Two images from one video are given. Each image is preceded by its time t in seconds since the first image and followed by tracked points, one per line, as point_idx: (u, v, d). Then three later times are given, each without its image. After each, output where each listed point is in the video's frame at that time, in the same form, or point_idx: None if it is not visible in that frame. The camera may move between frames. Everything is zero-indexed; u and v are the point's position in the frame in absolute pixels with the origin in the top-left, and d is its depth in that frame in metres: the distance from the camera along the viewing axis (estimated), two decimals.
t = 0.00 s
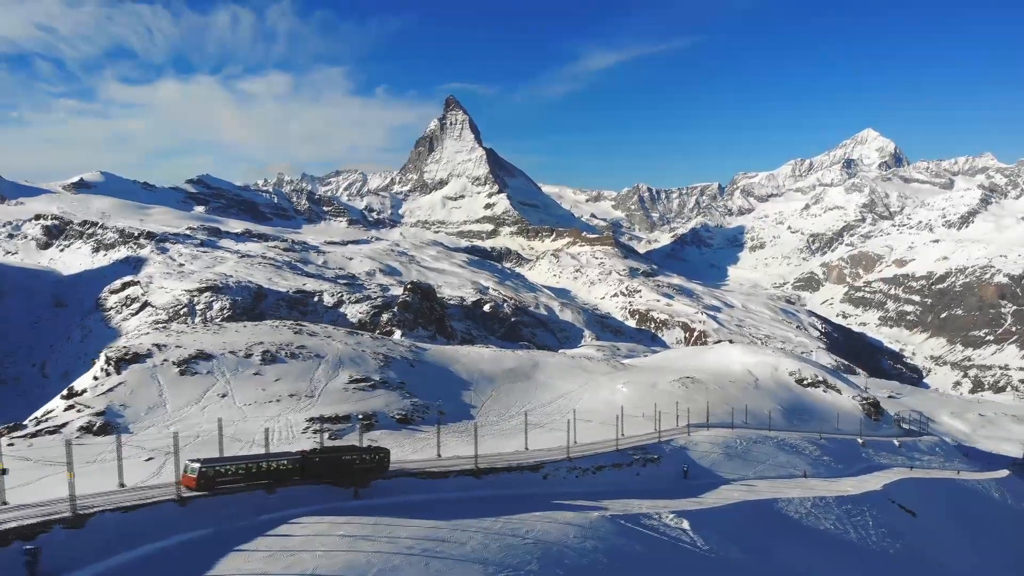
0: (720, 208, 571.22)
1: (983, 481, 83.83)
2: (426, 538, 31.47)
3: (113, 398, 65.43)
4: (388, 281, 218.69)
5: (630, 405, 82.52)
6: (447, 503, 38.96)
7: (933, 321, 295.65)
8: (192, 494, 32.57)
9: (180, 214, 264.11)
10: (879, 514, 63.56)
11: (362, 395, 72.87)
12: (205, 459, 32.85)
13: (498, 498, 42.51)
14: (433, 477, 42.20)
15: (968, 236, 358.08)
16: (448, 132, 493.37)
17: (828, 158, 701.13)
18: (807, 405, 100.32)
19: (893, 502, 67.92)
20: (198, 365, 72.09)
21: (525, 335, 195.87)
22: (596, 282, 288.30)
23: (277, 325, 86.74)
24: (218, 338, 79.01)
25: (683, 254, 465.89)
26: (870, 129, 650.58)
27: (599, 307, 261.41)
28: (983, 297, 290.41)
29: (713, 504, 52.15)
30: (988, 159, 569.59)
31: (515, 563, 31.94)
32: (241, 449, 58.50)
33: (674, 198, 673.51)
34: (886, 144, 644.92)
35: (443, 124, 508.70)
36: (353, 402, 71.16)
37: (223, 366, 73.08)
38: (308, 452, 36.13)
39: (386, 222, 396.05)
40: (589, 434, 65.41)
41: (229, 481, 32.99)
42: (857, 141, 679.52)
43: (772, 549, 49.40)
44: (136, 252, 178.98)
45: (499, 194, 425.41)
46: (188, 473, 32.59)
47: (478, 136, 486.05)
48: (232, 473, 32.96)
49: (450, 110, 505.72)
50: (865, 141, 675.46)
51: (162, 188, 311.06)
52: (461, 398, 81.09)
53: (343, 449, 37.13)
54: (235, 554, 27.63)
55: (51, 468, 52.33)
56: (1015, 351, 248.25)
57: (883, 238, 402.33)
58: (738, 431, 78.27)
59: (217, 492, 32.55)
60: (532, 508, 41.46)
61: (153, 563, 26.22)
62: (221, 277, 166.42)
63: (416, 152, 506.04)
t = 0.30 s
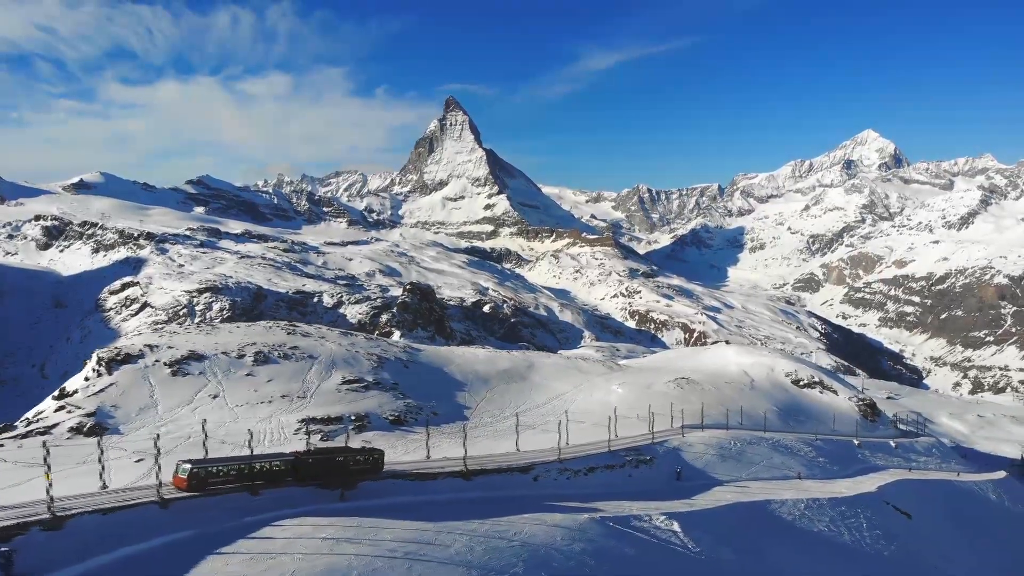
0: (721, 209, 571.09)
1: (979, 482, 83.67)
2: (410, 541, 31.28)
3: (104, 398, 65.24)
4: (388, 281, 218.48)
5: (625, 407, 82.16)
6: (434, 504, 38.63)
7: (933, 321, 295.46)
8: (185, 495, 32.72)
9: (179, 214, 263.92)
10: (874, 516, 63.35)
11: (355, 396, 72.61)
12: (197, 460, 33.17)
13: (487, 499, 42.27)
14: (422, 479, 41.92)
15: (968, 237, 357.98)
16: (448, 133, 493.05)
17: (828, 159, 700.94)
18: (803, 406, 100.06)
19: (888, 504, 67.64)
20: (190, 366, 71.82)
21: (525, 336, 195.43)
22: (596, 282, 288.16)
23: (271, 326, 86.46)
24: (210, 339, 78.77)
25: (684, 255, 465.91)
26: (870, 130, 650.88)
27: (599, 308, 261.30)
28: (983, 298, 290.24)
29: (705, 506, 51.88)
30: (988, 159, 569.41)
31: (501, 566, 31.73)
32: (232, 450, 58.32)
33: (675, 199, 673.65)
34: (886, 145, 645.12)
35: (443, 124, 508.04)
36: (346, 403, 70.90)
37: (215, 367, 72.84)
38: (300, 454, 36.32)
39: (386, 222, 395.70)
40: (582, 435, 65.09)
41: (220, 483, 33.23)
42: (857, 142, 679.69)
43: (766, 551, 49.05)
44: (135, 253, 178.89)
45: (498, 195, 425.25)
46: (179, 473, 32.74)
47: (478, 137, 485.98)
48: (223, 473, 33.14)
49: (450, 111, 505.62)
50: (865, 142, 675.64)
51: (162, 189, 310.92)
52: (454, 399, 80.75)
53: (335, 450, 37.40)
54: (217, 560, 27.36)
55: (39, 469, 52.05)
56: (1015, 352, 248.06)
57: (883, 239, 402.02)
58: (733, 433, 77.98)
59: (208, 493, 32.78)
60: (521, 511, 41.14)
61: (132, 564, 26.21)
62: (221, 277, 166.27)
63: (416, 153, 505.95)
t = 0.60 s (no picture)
0: (721, 210, 570.83)
1: (974, 483, 83.44)
2: (390, 544, 31.04)
3: (93, 399, 64.99)
4: (388, 282, 218.20)
5: (618, 408, 81.93)
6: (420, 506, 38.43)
7: (933, 322, 295.04)
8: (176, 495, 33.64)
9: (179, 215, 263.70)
10: (866, 518, 63.09)
11: (346, 397, 72.29)
12: (186, 462, 34.17)
13: (473, 501, 42.10)
14: (408, 482, 41.79)
15: (968, 238, 357.66)
16: (447, 134, 492.40)
17: (828, 160, 700.50)
18: (799, 407, 99.79)
19: (881, 505, 67.38)
20: (180, 367, 71.48)
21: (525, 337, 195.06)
22: (596, 283, 287.92)
23: (263, 327, 86.11)
24: (201, 340, 78.44)
25: (683, 255, 465.68)
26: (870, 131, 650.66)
27: (599, 309, 261.08)
28: (983, 299, 289.94)
29: (695, 509, 51.55)
30: (988, 160, 568.83)
31: (483, 569, 31.49)
32: (220, 452, 58.11)
33: (674, 199, 673.53)
34: (886, 146, 644.91)
35: (443, 125, 507.48)
36: (337, 404, 70.57)
37: (206, 367, 72.57)
38: (294, 455, 36.90)
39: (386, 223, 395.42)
40: (573, 437, 64.88)
41: (209, 484, 34.16)
42: (858, 142, 679.35)
43: (755, 556, 48.69)
44: (135, 253, 178.70)
45: (498, 196, 424.97)
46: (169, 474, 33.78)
47: (478, 137, 485.74)
48: (210, 475, 34.04)
49: (450, 112, 505.23)
50: (865, 142, 675.49)
51: (162, 189, 310.75)
52: (447, 401, 80.45)
53: (328, 453, 37.91)
54: (195, 567, 27.23)
55: (25, 471, 51.86)
56: (1014, 353, 247.63)
57: (883, 240, 401.50)
58: (726, 434, 77.79)
59: (197, 494, 33.70)
60: (507, 513, 40.88)
61: (105, 567, 26.35)
62: (220, 278, 166.02)
63: (416, 154, 505.72)
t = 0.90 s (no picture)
0: (720, 210, 570.96)
1: (969, 484, 83.27)
2: (372, 548, 30.74)
3: (83, 400, 64.78)
4: (388, 282, 218.00)
5: (613, 409, 81.67)
6: (405, 510, 38.05)
7: (933, 323, 294.91)
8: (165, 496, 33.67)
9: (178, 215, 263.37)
10: (859, 520, 62.77)
11: (338, 398, 72.02)
12: (174, 462, 34.31)
13: (461, 503, 41.86)
14: (395, 484, 41.57)
15: (968, 238, 357.56)
16: (447, 134, 492.27)
17: (829, 160, 700.16)
18: (793, 408, 99.65)
19: (874, 506, 67.15)
20: (171, 368, 71.18)
21: (524, 338, 194.72)
22: (595, 283, 287.77)
23: (256, 327, 85.90)
24: (193, 341, 78.14)
25: (683, 255, 465.67)
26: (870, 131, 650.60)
27: (598, 309, 260.93)
28: (982, 299, 289.86)
29: (686, 510, 51.35)
30: (988, 160, 568.52)
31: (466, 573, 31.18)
32: (211, 453, 57.73)
33: (674, 200, 673.68)
34: (886, 146, 645.18)
35: (443, 125, 506.98)
36: (328, 405, 70.26)
37: (197, 368, 72.28)
38: (287, 455, 37.06)
39: (386, 223, 395.15)
40: (565, 438, 64.57)
41: (199, 485, 34.23)
42: (857, 143, 679.39)
43: (746, 558, 48.34)
44: (134, 253, 178.37)
45: (498, 197, 425.03)
46: (159, 476, 33.70)
47: (478, 138, 485.61)
48: (200, 477, 34.08)
49: (450, 112, 504.91)
50: (865, 143, 675.67)
51: (162, 190, 310.52)
52: (441, 402, 80.09)
53: (320, 454, 38.12)
54: (174, 570, 26.89)
55: (14, 472, 51.65)
56: (1014, 354, 247.39)
57: (883, 241, 401.34)
58: (720, 435, 77.60)
59: (187, 496, 33.64)
60: (495, 516, 40.64)
61: (83, 568, 26.15)
62: (219, 278, 165.78)
63: (416, 154, 505.59)
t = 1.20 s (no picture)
0: (720, 211, 571.05)
1: (965, 485, 83.03)
2: (354, 550, 30.55)
3: (73, 400, 64.55)
4: (388, 282, 217.82)
5: (606, 409, 81.42)
6: (391, 512, 37.88)
7: (933, 323, 294.78)
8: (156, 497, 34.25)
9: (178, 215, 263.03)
10: (852, 521, 62.55)
11: (330, 399, 71.83)
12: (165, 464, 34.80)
13: (448, 505, 41.62)
14: (381, 486, 41.36)
15: (968, 239, 357.34)
16: (447, 134, 492.06)
17: (829, 160, 700.02)
18: (788, 409, 99.45)
19: (868, 508, 66.89)
20: (162, 368, 71.00)
21: (524, 338, 194.26)
22: (595, 283, 287.55)
23: (249, 328, 85.73)
24: (184, 341, 77.98)
25: (684, 256, 465.70)
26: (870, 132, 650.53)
27: (598, 309, 260.82)
28: (982, 299, 289.61)
29: (676, 512, 51.08)
30: (987, 160, 568.15)
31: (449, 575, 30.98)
32: (202, 454, 57.51)
33: (674, 200, 673.75)
34: (886, 146, 644.99)
35: (443, 125, 506.43)
36: (320, 406, 70.05)
37: (188, 369, 72.10)
38: (279, 457, 37.50)
39: (386, 223, 394.88)
40: (557, 439, 64.37)
41: (190, 486, 34.63)
42: (857, 143, 679.50)
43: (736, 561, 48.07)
44: (134, 253, 178.23)
45: (498, 197, 424.96)
46: (149, 477, 34.39)
47: (478, 138, 485.30)
48: (191, 478, 34.44)
49: (450, 112, 504.67)
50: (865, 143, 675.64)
51: (161, 189, 310.26)
52: (434, 403, 79.85)
53: (312, 455, 38.66)
54: (152, 573, 26.77)
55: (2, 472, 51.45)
56: (1014, 354, 247.02)
57: (883, 241, 401.23)
58: (714, 436, 77.37)
59: (178, 497, 34.17)
60: (482, 518, 40.37)
61: (61, 569, 26.09)
62: (218, 278, 165.52)
63: (416, 154, 505.30)
